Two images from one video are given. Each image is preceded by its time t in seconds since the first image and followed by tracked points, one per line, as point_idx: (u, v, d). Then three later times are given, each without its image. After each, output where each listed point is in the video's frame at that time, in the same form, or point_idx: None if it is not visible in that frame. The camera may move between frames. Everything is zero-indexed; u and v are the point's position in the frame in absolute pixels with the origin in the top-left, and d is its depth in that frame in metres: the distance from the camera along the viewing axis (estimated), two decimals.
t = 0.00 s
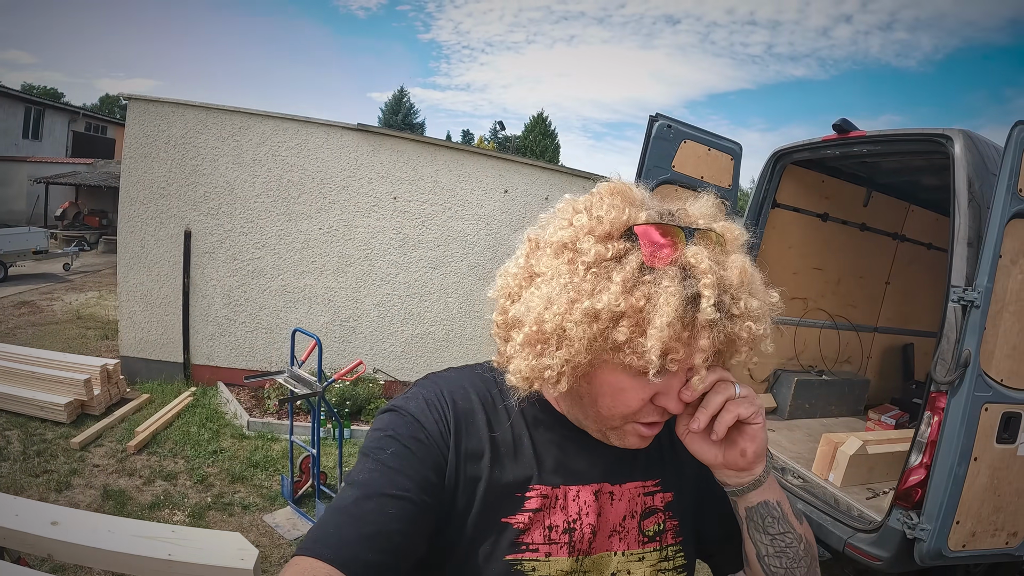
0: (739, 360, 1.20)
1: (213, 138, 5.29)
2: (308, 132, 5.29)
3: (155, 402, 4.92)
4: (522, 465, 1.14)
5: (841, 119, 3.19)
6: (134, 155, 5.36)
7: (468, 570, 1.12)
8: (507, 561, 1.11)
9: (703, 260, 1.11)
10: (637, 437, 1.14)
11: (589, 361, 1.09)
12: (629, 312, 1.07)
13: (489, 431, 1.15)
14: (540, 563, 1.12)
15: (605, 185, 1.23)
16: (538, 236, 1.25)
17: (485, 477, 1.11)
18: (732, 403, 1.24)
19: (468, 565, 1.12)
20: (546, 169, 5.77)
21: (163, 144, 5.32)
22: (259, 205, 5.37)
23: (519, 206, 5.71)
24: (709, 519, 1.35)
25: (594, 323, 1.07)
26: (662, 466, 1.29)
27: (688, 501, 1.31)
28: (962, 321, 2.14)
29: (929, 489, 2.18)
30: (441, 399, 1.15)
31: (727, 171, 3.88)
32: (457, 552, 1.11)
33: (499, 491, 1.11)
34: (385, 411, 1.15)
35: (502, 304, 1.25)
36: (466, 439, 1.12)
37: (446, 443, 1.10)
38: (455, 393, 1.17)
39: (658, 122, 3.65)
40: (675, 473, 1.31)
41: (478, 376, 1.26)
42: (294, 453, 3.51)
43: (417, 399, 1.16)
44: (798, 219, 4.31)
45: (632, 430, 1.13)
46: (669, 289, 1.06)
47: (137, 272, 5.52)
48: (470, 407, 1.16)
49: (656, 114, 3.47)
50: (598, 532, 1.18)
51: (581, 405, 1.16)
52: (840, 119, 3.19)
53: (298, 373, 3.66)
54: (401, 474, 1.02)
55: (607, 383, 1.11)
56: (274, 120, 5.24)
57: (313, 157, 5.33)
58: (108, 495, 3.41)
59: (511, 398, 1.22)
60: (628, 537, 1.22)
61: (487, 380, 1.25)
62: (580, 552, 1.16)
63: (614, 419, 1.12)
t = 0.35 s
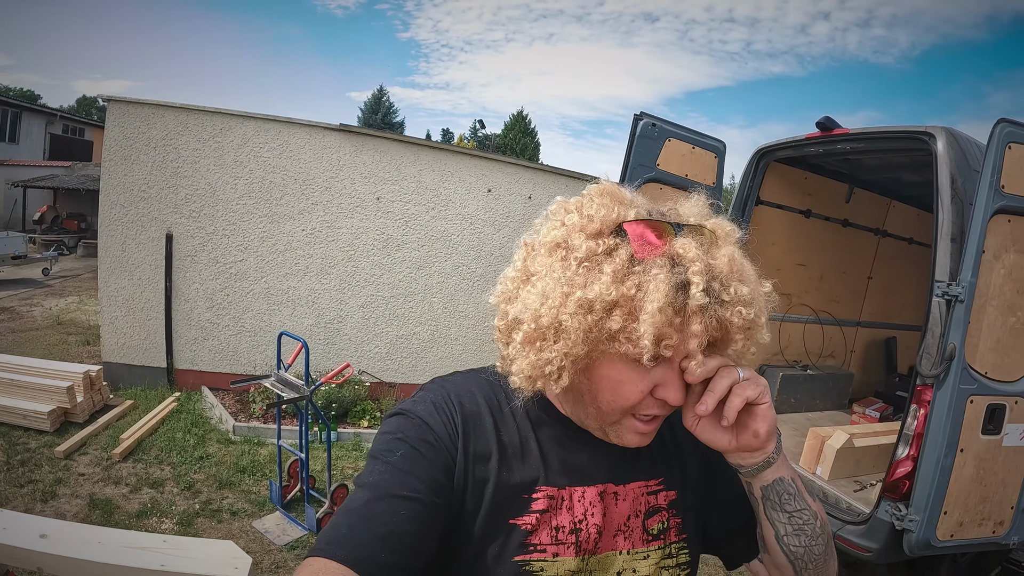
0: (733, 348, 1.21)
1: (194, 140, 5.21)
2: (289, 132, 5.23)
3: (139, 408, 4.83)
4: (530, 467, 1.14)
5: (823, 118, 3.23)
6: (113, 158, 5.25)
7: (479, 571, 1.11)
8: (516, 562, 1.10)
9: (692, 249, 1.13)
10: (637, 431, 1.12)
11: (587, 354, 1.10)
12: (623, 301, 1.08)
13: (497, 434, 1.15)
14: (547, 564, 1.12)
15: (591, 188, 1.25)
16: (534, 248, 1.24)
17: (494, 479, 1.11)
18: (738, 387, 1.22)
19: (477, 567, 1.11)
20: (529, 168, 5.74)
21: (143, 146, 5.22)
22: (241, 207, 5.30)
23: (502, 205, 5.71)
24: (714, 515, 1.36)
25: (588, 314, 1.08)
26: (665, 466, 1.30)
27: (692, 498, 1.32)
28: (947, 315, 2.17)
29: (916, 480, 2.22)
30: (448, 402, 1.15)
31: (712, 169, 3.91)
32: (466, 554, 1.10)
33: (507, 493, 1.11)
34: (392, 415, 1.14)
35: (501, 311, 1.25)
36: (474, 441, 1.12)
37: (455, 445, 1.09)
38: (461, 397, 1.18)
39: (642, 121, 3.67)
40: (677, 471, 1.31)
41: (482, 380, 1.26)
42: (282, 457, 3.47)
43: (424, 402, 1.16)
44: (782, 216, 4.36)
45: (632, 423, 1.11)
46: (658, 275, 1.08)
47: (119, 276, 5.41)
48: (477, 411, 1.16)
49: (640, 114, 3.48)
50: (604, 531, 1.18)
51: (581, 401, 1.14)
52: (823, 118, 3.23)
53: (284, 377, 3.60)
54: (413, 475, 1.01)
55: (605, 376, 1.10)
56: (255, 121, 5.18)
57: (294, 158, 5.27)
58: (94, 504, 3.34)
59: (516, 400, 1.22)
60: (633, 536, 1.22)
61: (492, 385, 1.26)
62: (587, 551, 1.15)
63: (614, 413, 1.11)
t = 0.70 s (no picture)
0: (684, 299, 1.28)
1: (167, 143, 5.10)
2: (263, 133, 5.15)
3: (117, 418, 4.71)
4: (522, 473, 1.14)
5: (801, 113, 3.28)
6: (85, 163, 5.11)
7: None
8: (509, 570, 1.09)
9: (628, 208, 1.29)
10: (606, 402, 1.14)
11: (534, 302, 1.29)
12: (548, 246, 1.30)
13: (488, 441, 1.14)
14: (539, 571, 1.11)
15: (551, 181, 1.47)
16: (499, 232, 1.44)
17: (485, 487, 1.10)
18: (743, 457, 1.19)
19: None
20: (506, 166, 5.72)
21: (114, 149, 5.09)
22: (214, 211, 5.20)
23: (478, 203, 5.69)
24: (710, 517, 1.38)
25: (526, 260, 1.32)
26: (657, 473, 1.29)
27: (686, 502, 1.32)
28: (926, 308, 2.22)
29: (899, 470, 2.28)
30: (439, 411, 1.15)
31: (689, 165, 3.95)
32: (459, 563, 1.09)
33: (498, 500, 1.10)
34: (384, 422, 1.14)
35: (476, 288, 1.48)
36: (466, 449, 1.11)
37: (447, 453, 1.09)
38: (453, 405, 1.17)
39: (619, 118, 3.69)
40: (669, 476, 1.32)
41: (474, 388, 1.26)
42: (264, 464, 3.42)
43: (416, 410, 1.15)
44: (758, 212, 4.42)
45: (600, 390, 1.14)
46: (580, 217, 1.29)
47: (93, 283, 5.27)
48: (469, 419, 1.16)
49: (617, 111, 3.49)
50: (597, 540, 1.17)
51: (551, 382, 1.21)
52: (801, 113, 3.28)
53: (264, 385, 3.53)
54: (405, 482, 1.01)
55: (562, 336, 1.21)
56: (228, 122, 5.10)
57: (267, 160, 5.19)
58: (75, 518, 3.26)
59: (507, 409, 1.22)
60: (626, 544, 1.21)
61: (484, 393, 1.25)
62: (580, 559, 1.14)
63: (579, 380, 1.15)
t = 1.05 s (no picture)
0: (660, 279, 1.28)
1: (136, 145, 4.95)
2: (233, 134, 5.04)
3: (92, 427, 4.58)
4: (509, 478, 1.12)
5: (774, 106, 3.33)
6: (52, 168, 4.94)
7: None
8: None
9: (595, 194, 1.32)
10: (586, 387, 1.13)
11: (504, 291, 1.33)
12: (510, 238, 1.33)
13: (475, 444, 1.13)
14: None
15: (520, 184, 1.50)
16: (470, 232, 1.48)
17: (472, 492, 1.08)
18: None
19: None
20: (478, 163, 5.70)
21: (81, 153, 4.93)
22: (186, 214, 5.08)
23: (451, 202, 5.67)
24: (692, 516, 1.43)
25: (495, 252, 1.36)
26: (646, 480, 1.29)
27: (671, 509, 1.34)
28: (902, 298, 2.29)
29: (879, 459, 2.34)
30: (427, 412, 1.13)
31: (663, 160, 4.00)
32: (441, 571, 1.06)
33: (483, 505, 1.08)
34: (371, 421, 1.12)
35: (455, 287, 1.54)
36: (452, 451, 1.09)
37: (433, 455, 1.07)
38: (441, 406, 1.16)
39: (592, 114, 3.70)
40: (658, 483, 1.32)
41: (463, 389, 1.24)
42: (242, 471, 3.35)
43: (403, 410, 1.14)
44: (732, 206, 4.48)
45: (579, 375, 1.14)
46: (542, 204, 1.32)
47: (64, 290, 5.10)
48: (456, 420, 1.14)
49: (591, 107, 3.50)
50: (584, 548, 1.16)
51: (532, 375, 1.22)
52: (773, 107, 3.33)
53: (239, 390, 3.46)
54: (390, 482, 0.98)
55: (539, 327, 1.21)
56: (198, 123, 4.98)
57: (237, 162, 5.08)
58: (52, 531, 3.16)
59: (496, 412, 1.21)
60: (613, 552, 1.20)
61: (472, 394, 1.23)
62: (565, 567, 1.13)
63: (558, 367, 1.16)
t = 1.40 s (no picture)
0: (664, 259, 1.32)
1: (114, 145, 4.82)
2: (211, 133, 4.94)
3: (75, 431, 4.48)
4: (508, 450, 1.13)
5: (750, 97, 3.38)
6: (27, 168, 4.78)
7: (460, 563, 1.06)
8: (501, 547, 1.08)
9: (610, 173, 1.32)
10: (590, 360, 1.15)
11: (515, 263, 1.29)
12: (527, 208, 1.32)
13: (473, 417, 1.12)
14: (532, 545, 1.11)
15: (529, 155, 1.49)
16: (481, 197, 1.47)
17: (471, 465, 1.08)
18: None
19: (457, 559, 1.06)
20: (457, 159, 5.68)
21: (56, 153, 4.78)
22: (165, 215, 4.96)
23: (431, 197, 5.64)
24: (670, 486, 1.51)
25: (508, 223, 1.33)
26: (636, 448, 1.34)
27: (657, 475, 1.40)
28: (879, 281, 2.36)
29: (859, 439, 2.42)
30: (424, 386, 1.12)
31: (641, 151, 4.05)
32: (446, 546, 1.05)
33: (483, 478, 1.09)
34: (368, 399, 1.11)
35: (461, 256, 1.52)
36: (451, 425, 1.09)
37: (432, 429, 1.06)
38: (437, 381, 1.14)
39: (571, 106, 3.70)
40: (645, 451, 1.37)
41: (457, 363, 1.23)
42: (227, 469, 3.31)
43: (400, 386, 1.12)
44: (711, 196, 4.54)
45: (583, 350, 1.15)
46: (560, 180, 1.31)
47: (42, 293, 4.96)
48: (453, 395, 1.13)
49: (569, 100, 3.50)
50: (585, 512, 1.18)
51: (533, 347, 1.22)
52: (750, 97, 3.38)
53: (223, 387, 3.40)
54: (391, 459, 0.98)
55: (545, 301, 1.21)
56: (175, 122, 4.86)
57: (216, 160, 4.98)
58: (39, 536, 3.10)
59: (492, 385, 1.20)
60: (611, 513, 1.23)
61: (468, 368, 1.22)
62: (568, 531, 1.15)
63: (563, 341, 1.16)
